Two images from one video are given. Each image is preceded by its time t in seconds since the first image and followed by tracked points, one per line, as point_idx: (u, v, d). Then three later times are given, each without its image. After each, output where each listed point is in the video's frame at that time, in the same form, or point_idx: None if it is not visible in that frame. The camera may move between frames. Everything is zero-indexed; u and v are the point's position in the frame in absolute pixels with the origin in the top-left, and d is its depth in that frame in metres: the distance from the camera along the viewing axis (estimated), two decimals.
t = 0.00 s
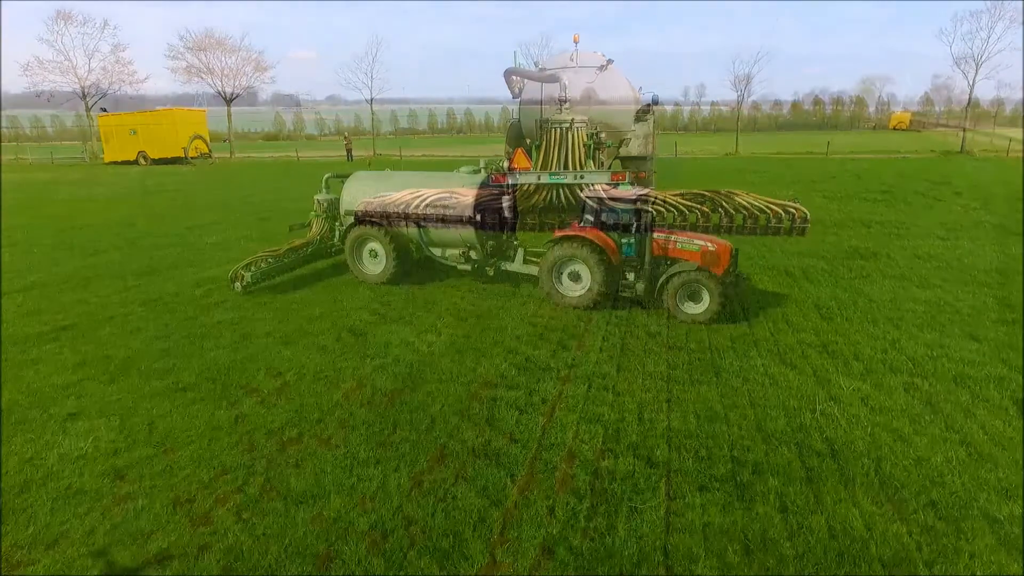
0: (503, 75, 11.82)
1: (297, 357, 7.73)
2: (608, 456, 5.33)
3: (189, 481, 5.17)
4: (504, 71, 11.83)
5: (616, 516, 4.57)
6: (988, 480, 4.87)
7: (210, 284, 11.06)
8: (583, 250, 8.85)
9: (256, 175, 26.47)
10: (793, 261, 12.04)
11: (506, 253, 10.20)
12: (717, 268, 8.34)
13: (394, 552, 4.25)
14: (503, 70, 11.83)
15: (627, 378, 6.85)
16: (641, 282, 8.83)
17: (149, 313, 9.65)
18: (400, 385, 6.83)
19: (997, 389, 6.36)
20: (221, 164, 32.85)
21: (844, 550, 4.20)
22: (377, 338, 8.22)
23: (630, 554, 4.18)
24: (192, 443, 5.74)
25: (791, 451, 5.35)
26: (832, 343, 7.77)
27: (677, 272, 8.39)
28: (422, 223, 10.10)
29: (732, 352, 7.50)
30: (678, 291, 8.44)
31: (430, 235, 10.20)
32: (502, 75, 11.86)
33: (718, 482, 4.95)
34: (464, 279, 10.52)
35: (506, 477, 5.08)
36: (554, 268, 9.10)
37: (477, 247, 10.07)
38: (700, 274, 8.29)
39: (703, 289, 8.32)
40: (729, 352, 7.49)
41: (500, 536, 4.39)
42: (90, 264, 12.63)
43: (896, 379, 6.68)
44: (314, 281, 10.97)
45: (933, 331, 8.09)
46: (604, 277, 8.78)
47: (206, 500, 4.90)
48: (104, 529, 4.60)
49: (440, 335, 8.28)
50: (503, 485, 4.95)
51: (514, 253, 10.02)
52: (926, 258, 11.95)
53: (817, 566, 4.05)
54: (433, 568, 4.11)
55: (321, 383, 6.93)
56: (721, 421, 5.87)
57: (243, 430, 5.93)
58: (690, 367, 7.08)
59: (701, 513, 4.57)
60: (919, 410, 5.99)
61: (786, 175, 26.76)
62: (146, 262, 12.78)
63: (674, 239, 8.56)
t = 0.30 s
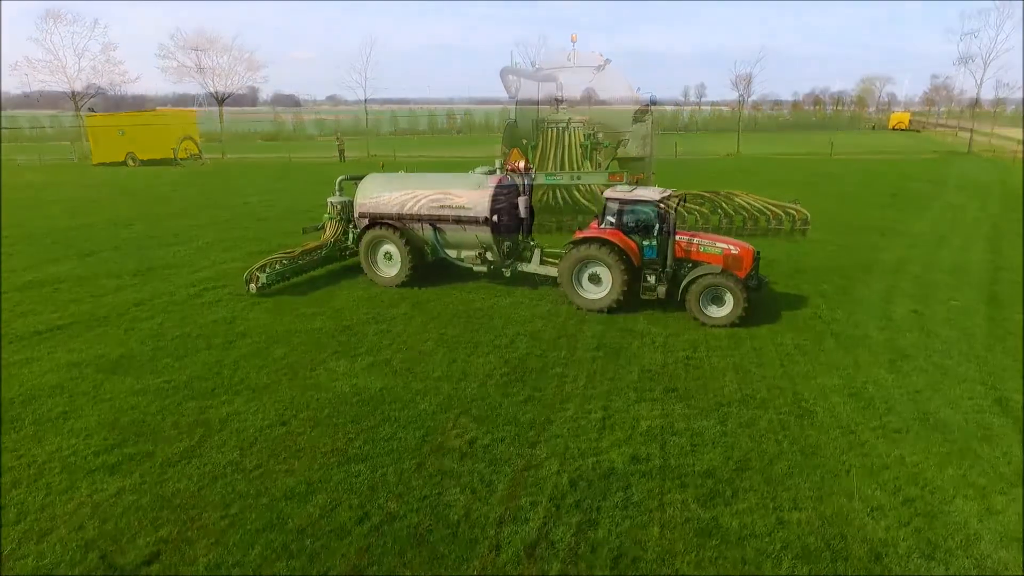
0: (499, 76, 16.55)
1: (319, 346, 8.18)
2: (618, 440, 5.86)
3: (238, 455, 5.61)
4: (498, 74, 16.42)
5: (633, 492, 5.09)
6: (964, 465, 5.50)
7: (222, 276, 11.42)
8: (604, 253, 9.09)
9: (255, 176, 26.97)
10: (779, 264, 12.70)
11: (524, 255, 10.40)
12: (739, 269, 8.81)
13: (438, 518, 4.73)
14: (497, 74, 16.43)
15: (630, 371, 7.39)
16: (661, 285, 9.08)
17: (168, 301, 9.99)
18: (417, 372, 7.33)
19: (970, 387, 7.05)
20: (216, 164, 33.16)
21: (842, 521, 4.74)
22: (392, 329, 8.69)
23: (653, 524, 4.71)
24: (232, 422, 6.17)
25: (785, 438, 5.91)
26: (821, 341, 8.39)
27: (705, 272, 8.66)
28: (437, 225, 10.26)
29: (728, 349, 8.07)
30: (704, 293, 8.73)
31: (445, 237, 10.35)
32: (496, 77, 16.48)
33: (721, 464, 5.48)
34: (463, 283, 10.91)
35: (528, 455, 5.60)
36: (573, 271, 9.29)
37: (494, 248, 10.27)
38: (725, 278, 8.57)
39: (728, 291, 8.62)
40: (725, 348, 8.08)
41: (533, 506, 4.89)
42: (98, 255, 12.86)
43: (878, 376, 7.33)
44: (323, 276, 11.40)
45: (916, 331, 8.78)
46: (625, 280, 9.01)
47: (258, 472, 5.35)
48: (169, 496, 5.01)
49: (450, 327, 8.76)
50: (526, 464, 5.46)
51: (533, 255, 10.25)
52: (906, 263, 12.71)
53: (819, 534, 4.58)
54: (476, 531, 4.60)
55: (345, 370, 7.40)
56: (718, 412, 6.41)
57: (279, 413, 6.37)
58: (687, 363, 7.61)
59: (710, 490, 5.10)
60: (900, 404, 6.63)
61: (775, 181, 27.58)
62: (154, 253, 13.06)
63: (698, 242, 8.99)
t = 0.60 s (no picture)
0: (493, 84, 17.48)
1: (311, 344, 8.24)
2: (604, 437, 5.91)
3: (227, 452, 5.68)
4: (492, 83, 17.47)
5: (616, 488, 5.15)
6: (946, 461, 5.55)
7: (218, 275, 11.49)
8: (626, 257, 8.97)
9: (253, 176, 27.07)
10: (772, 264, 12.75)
11: (542, 259, 10.38)
12: (762, 270, 8.92)
13: (422, 513, 4.80)
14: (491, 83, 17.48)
15: (619, 370, 7.44)
16: (684, 287, 9.02)
17: (163, 301, 10.07)
18: (408, 370, 7.40)
19: (957, 385, 7.09)
20: (215, 165, 33.27)
21: (823, 517, 4.79)
22: (384, 328, 8.75)
23: (635, 519, 4.76)
24: (223, 420, 6.24)
25: (769, 435, 5.96)
26: (811, 339, 8.44)
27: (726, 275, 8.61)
28: (454, 228, 10.17)
29: (718, 347, 8.12)
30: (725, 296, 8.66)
31: (462, 239, 10.27)
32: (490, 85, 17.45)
33: (705, 460, 5.54)
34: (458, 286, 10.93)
35: (514, 452, 5.66)
36: (594, 276, 9.24)
37: (513, 252, 10.20)
38: (749, 279, 8.54)
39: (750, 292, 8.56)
40: (715, 347, 8.13)
41: (517, 501, 4.95)
42: (95, 254, 12.94)
43: (867, 374, 7.37)
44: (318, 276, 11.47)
45: (906, 330, 8.82)
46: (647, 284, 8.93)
47: (246, 468, 5.42)
48: (159, 491, 5.08)
49: (442, 326, 8.82)
50: (512, 460, 5.53)
51: (551, 258, 10.25)
52: (900, 262, 12.74)
53: (799, 529, 4.63)
54: (459, 526, 4.66)
55: (337, 368, 7.46)
56: (704, 409, 6.46)
57: (269, 410, 6.44)
58: (676, 362, 7.66)
59: (692, 487, 5.16)
60: (886, 401, 6.67)
61: (772, 181, 27.60)
62: (150, 252, 13.15)
63: (720, 244, 9.08)
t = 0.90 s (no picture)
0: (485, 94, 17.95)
1: (300, 341, 8.31)
2: (584, 432, 5.98)
3: (211, 447, 5.75)
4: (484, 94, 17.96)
5: (593, 482, 5.22)
6: (921, 456, 5.61)
7: (210, 274, 11.57)
8: (650, 258, 8.81)
9: (249, 177, 27.17)
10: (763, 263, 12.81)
11: (562, 260, 10.16)
12: (788, 273, 8.90)
13: (400, 507, 4.87)
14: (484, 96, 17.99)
15: (604, 367, 7.50)
16: (707, 290, 8.87)
17: (155, 299, 10.15)
18: (393, 367, 7.47)
19: (939, 382, 7.15)
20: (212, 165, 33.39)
21: (796, 510, 4.85)
22: (372, 326, 8.82)
23: (610, 513, 4.83)
24: (209, 415, 6.33)
25: (748, 430, 6.03)
26: (797, 336, 8.49)
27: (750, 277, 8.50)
28: (473, 228, 9.93)
29: (703, 344, 8.18)
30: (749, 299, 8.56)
31: (481, 239, 10.04)
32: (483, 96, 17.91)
33: (683, 455, 5.60)
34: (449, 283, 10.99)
35: (495, 447, 5.72)
36: (616, 275, 9.06)
37: (533, 253, 9.94)
38: (776, 284, 8.41)
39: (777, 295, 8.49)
40: (700, 344, 8.19)
41: (495, 495, 5.02)
42: (88, 254, 13.02)
43: (850, 371, 7.42)
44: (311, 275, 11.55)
45: (891, 328, 8.87)
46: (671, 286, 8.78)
47: (230, 463, 5.49)
48: (142, 485, 5.16)
49: (431, 324, 8.89)
50: (493, 455, 5.59)
51: (571, 259, 10.03)
52: (890, 261, 12.80)
53: (771, 523, 4.69)
54: (436, 519, 4.73)
55: (323, 365, 7.54)
56: (686, 406, 6.52)
57: (254, 406, 6.51)
58: (661, 359, 7.72)
59: (669, 481, 5.23)
60: (867, 398, 6.73)
61: (768, 181, 27.67)
62: (143, 251, 13.22)
63: (746, 246, 9.01)
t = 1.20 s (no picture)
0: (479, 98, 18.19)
1: (288, 340, 8.37)
2: (565, 430, 6.04)
3: (195, 444, 5.81)
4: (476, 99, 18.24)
5: (571, 479, 5.27)
6: (897, 453, 5.67)
7: (202, 274, 11.62)
8: (669, 258, 8.80)
9: (245, 177, 27.22)
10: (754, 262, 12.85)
11: (577, 263, 10.14)
12: (808, 273, 8.82)
13: (378, 503, 4.93)
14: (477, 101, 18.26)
15: (588, 365, 7.56)
16: (727, 290, 8.81)
17: (146, 298, 10.20)
18: (379, 366, 7.52)
19: (919, 380, 7.21)
20: (208, 165, 33.43)
21: (770, 506, 4.90)
22: (360, 325, 8.88)
23: (586, 509, 4.88)
24: (194, 413, 6.38)
25: (728, 428, 6.08)
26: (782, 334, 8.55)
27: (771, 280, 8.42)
28: (488, 231, 9.93)
29: (688, 343, 8.24)
30: (768, 300, 8.54)
31: (496, 242, 10.01)
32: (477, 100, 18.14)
33: (661, 452, 5.66)
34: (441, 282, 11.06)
35: (476, 444, 5.78)
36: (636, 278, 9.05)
37: (548, 256, 9.91)
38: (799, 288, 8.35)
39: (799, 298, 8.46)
40: (685, 343, 8.26)
41: (473, 491, 5.07)
42: (80, 254, 13.06)
43: (832, 369, 7.48)
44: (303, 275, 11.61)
45: (876, 327, 8.94)
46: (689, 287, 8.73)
47: (212, 460, 5.54)
48: (125, 481, 5.21)
49: (418, 323, 8.95)
50: (473, 452, 5.64)
51: (586, 262, 10.01)
52: (880, 260, 12.85)
53: (744, 518, 4.74)
54: (413, 515, 4.78)
55: (310, 364, 7.60)
56: (667, 404, 6.58)
57: (239, 405, 6.57)
58: (646, 358, 7.77)
59: (646, 477, 5.28)
60: (847, 396, 6.79)
61: (763, 181, 27.74)
62: (135, 251, 13.26)
63: (765, 247, 9.00)
